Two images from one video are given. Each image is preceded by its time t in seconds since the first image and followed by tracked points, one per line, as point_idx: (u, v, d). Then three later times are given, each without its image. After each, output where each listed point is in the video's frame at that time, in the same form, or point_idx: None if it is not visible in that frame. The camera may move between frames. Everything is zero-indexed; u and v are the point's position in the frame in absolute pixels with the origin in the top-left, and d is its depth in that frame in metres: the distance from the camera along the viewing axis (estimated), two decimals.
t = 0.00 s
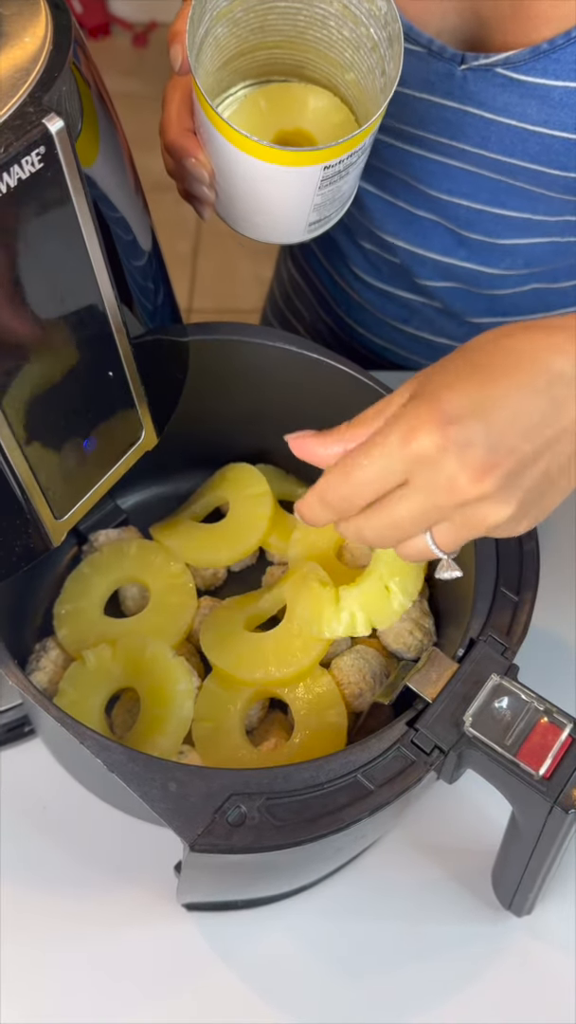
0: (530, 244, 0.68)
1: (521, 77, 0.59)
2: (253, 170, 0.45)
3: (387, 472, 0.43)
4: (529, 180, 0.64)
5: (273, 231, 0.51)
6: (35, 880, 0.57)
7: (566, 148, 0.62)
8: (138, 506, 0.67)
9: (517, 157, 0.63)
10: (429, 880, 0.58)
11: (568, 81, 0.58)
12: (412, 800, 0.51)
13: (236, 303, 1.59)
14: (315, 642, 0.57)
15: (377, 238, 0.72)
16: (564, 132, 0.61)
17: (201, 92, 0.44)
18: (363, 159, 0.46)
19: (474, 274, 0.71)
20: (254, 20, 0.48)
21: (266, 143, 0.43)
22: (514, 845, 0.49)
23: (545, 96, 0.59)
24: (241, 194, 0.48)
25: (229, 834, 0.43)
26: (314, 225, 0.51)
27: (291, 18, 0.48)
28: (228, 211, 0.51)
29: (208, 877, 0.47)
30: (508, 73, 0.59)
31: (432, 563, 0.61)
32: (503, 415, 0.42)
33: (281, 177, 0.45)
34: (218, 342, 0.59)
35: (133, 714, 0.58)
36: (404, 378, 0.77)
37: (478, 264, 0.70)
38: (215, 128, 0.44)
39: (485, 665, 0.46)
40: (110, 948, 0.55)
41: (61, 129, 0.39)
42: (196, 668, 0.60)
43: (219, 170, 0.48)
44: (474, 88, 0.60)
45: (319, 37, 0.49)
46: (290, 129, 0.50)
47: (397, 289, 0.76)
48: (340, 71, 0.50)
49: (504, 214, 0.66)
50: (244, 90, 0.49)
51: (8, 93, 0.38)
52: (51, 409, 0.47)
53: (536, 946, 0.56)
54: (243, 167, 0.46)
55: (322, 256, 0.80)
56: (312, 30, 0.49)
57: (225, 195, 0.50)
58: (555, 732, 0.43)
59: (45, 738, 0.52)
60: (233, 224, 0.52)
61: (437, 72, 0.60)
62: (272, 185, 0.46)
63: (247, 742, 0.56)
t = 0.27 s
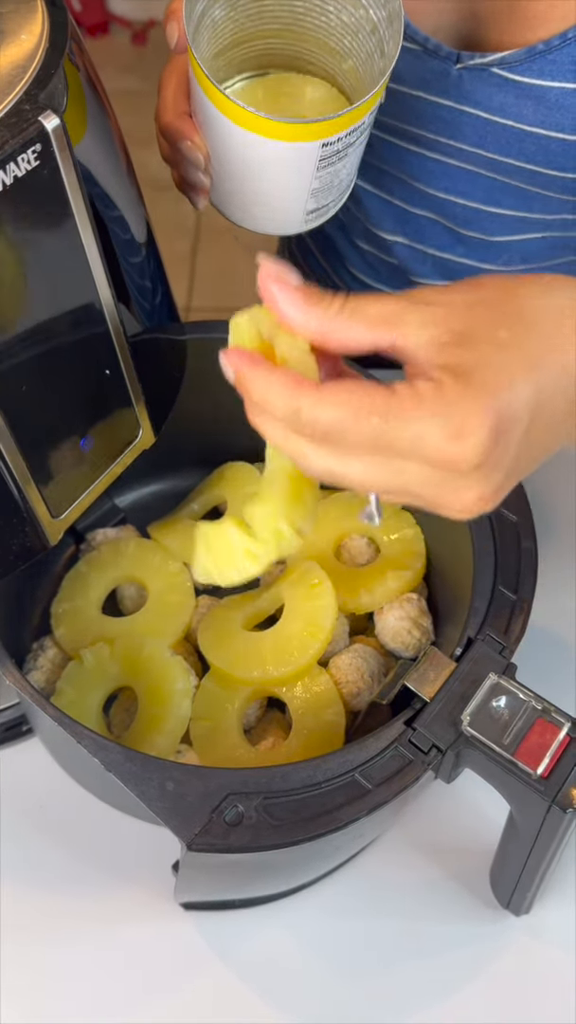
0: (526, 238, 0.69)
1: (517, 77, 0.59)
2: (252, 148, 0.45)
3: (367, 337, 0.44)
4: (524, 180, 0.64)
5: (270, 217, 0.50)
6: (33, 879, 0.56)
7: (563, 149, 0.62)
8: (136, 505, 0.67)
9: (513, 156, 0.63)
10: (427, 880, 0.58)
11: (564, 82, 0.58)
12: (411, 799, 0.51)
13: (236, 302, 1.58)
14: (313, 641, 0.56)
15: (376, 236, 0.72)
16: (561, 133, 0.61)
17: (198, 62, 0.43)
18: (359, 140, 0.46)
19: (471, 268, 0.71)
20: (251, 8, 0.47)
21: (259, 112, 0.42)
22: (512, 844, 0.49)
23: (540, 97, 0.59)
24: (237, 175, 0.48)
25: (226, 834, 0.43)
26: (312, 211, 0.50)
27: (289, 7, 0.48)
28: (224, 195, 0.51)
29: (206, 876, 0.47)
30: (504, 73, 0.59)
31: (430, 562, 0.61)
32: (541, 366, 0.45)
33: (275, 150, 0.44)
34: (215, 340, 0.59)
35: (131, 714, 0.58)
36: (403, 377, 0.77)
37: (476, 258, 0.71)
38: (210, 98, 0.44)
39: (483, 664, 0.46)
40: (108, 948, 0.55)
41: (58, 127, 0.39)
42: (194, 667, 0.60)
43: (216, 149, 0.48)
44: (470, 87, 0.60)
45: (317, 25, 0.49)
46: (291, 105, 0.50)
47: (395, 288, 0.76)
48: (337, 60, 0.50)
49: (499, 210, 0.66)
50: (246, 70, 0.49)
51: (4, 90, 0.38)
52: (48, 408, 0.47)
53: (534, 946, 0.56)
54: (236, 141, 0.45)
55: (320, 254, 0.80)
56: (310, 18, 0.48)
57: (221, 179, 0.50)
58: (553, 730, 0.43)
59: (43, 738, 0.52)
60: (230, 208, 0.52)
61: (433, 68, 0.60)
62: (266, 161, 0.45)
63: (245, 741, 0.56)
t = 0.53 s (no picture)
0: (532, 235, 0.67)
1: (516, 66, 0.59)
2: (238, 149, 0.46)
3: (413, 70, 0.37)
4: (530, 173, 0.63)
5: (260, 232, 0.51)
6: (30, 879, 0.56)
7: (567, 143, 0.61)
8: (132, 503, 0.67)
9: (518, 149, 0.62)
10: (426, 879, 0.57)
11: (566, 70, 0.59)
12: (409, 799, 0.50)
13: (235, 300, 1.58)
14: (311, 640, 0.56)
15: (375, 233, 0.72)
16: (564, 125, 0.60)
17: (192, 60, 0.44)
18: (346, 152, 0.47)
19: (475, 268, 0.71)
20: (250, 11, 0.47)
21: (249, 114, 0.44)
22: (512, 845, 0.49)
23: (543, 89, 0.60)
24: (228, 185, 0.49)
25: (223, 835, 0.43)
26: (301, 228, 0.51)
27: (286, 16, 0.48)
28: (218, 208, 0.52)
29: (204, 877, 0.46)
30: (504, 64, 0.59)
31: (428, 561, 0.60)
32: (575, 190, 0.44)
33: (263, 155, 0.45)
34: (212, 339, 0.58)
35: (128, 713, 0.57)
36: (402, 375, 0.76)
37: (479, 257, 0.70)
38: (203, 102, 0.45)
39: (481, 665, 0.45)
40: (105, 948, 0.54)
41: (53, 121, 0.39)
42: (191, 667, 0.59)
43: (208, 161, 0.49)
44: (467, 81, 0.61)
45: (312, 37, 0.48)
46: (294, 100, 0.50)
47: (393, 286, 0.75)
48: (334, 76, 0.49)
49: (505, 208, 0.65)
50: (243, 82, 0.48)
51: None
52: (44, 407, 0.47)
53: (534, 947, 0.55)
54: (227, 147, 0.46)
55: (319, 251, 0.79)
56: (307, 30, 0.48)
57: (215, 191, 0.51)
58: (553, 731, 0.43)
59: (39, 738, 0.52)
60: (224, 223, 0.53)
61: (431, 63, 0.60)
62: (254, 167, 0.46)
63: (243, 741, 0.55)
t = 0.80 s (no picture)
0: (529, 231, 0.69)
1: (517, 60, 0.60)
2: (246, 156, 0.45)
3: None
4: (528, 165, 0.64)
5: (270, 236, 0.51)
6: (32, 875, 0.57)
7: (566, 130, 0.62)
8: (134, 501, 0.67)
9: (517, 141, 0.63)
10: (426, 874, 0.58)
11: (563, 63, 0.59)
12: (410, 795, 0.51)
13: (236, 300, 1.58)
14: (312, 637, 0.57)
15: (375, 232, 0.72)
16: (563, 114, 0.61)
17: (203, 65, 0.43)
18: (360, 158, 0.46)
19: (475, 264, 0.71)
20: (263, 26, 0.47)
21: (266, 124, 0.43)
22: (511, 840, 0.49)
23: (542, 81, 0.60)
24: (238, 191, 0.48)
25: (226, 830, 0.43)
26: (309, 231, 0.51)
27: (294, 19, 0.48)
28: (220, 211, 0.51)
29: (206, 873, 0.47)
30: (505, 57, 0.60)
31: (428, 559, 0.61)
32: None
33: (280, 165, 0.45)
34: (214, 338, 0.59)
35: (130, 710, 0.58)
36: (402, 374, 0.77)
37: (478, 254, 0.70)
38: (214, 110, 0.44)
39: (483, 661, 0.46)
40: (107, 944, 0.55)
41: (57, 121, 0.39)
42: (193, 664, 0.60)
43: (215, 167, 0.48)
44: (470, 72, 0.61)
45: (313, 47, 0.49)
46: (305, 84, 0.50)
47: (394, 285, 0.76)
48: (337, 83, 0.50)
49: (504, 202, 0.67)
50: (251, 86, 0.48)
51: (4, 83, 0.38)
52: (47, 406, 0.47)
53: (533, 941, 0.56)
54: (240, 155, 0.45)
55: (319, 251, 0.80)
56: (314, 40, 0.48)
57: (220, 197, 0.50)
58: (552, 726, 0.43)
59: (42, 734, 0.52)
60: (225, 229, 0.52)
61: (434, 56, 0.61)
62: (271, 176, 0.45)
63: (244, 737, 0.56)
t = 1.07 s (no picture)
0: (522, 227, 0.69)
1: (509, 53, 0.60)
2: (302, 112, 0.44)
3: None
4: (520, 160, 0.64)
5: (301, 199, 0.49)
6: (29, 875, 0.57)
7: (559, 123, 0.62)
8: (131, 501, 0.67)
9: (509, 135, 0.63)
10: (422, 874, 0.58)
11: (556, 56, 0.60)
12: (405, 795, 0.51)
13: (235, 300, 1.58)
14: (308, 636, 0.57)
15: (372, 232, 0.72)
16: (556, 107, 0.62)
17: None
18: (401, 118, 0.45)
19: (470, 261, 0.71)
20: (285, 2, 0.47)
21: (327, 68, 0.41)
22: (507, 839, 0.49)
23: (534, 73, 0.61)
24: (274, 146, 0.47)
25: (221, 829, 0.43)
26: (341, 191, 0.49)
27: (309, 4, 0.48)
28: (244, 191, 0.51)
29: (202, 872, 0.47)
30: (498, 50, 0.60)
31: (424, 559, 0.61)
32: None
33: (333, 118, 0.43)
34: (210, 338, 0.59)
35: (126, 710, 0.58)
36: (399, 374, 0.77)
37: (472, 250, 0.70)
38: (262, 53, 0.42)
39: (478, 660, 0.46)
40: (104, 944, 0.55)
41: (52, 122, 0.39)
42: (189, 664, 0.60)
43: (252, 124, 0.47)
44: (464, 66, 0.62)
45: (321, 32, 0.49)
46: (330, 54, 0.50)
47: (391, 283, 0.76)
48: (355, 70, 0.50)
49: (498, 197, 0.67)
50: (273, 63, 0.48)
51: None
52: (43, 406, 0.47)
53: (529, 941, 0.56)
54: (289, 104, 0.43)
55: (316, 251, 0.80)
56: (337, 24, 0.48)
57: (250, 164, 0.49)
58: (547, 726, 0.43)
59: (38, 733, 0.52)
60: (252, 203, 0.51)
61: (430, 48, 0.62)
62: (325, 134, 0.44)
63: (241, 736, 0.56)
